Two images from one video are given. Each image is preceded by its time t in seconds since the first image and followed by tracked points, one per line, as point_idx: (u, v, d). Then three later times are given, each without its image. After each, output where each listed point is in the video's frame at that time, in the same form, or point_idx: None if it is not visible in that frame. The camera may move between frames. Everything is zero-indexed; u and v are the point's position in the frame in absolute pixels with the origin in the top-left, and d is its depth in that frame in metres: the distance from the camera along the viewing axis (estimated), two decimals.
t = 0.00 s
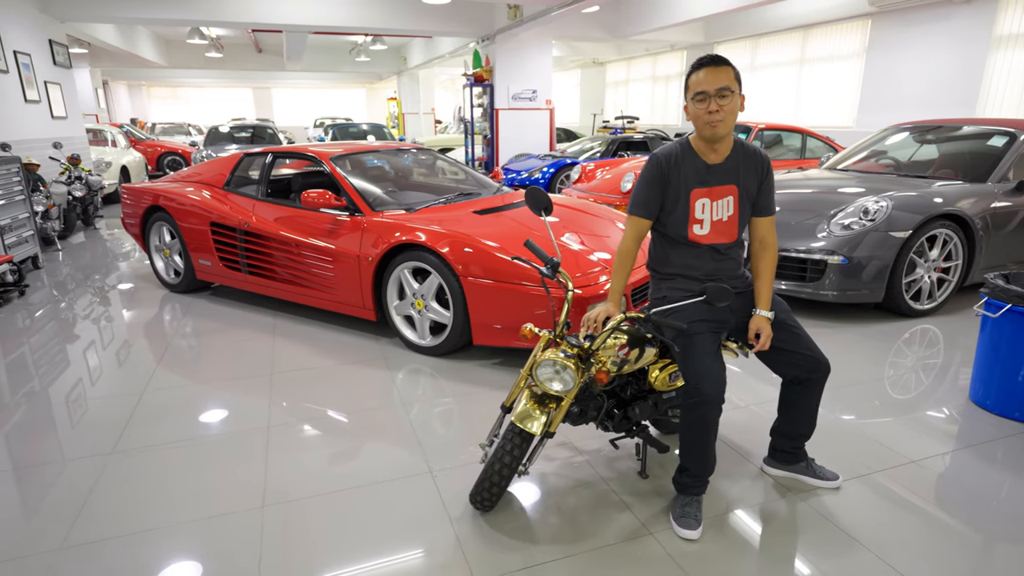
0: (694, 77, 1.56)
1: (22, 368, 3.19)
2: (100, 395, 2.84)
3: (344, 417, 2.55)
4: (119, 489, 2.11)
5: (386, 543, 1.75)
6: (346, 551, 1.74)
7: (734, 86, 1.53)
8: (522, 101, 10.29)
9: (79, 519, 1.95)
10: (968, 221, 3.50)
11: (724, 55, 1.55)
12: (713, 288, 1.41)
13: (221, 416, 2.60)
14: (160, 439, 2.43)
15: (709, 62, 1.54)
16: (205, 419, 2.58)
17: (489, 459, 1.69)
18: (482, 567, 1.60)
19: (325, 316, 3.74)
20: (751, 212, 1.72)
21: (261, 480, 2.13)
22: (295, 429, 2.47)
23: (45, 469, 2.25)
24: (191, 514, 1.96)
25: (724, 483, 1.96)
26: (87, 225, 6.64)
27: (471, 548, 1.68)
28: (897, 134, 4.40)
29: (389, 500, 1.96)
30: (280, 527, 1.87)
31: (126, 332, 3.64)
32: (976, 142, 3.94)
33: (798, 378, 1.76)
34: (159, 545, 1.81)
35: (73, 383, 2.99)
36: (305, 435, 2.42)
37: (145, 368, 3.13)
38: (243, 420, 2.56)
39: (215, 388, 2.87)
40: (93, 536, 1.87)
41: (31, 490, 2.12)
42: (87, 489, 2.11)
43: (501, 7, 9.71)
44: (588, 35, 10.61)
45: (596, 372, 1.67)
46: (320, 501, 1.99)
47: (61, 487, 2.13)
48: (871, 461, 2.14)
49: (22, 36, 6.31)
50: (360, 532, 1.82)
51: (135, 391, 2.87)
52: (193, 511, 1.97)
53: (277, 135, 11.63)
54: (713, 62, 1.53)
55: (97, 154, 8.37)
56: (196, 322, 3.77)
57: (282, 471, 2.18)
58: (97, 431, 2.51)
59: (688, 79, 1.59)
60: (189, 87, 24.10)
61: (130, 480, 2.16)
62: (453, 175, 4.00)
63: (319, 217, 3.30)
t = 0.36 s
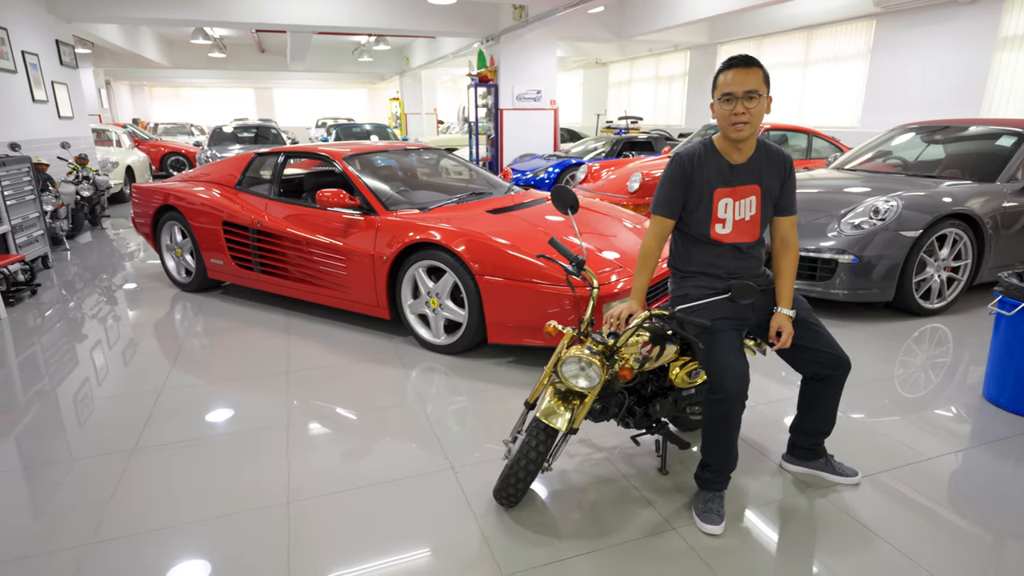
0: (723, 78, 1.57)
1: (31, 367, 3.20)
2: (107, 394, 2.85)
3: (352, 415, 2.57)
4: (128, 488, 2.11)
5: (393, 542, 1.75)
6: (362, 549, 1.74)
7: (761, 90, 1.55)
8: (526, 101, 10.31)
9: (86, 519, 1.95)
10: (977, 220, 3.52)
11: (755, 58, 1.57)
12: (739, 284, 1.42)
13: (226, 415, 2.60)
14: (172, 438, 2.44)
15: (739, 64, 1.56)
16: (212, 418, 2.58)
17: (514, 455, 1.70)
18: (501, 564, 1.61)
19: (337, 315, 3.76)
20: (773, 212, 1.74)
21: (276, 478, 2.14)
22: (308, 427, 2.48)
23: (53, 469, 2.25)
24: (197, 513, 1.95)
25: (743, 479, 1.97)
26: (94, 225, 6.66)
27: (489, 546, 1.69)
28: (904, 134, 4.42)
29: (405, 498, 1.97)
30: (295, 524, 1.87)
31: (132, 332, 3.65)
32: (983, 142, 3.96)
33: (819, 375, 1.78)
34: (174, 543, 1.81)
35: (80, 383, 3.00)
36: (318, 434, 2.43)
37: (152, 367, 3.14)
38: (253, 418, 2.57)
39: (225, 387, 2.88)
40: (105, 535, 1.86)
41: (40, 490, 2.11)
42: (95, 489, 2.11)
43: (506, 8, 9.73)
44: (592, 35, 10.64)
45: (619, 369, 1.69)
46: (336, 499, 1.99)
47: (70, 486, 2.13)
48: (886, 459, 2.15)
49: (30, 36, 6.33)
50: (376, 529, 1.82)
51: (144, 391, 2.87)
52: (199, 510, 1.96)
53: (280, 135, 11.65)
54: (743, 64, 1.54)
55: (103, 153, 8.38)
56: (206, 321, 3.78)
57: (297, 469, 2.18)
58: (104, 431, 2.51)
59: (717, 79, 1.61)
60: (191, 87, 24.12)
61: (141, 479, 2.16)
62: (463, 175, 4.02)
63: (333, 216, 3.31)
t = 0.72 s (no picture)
0: (744, 78, 1.58)
1: (37, 367, 3.20)
2: (110, 394, 2.85)
3: (359, 412, 2.60)
4: (134, 488, 2.11)
5: (395, 541, 1.76)
6: (375, 546, 1.76)
7: (781, 94, 1.56)
8: (529, 101, 10.34)
9: (90, 518, 1.95)
10: (982, 219, 3.54)
11: (778, 61, 1.58)
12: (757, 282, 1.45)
13: (229, 415, 2.60)
14: (181, 437, 2.45)
15: (761, 66, 1.57)
16: (215, 418, 2.58)
17: (534, 452, 1.73)
18: (519, 559, 1.63)
19: (346, 314, 3.78)
20: (789, 210, 1.76)
21: (288, 476, 2.15)
22: (319, 426, 2.50)
23: (59, 468, 2.25)
24: (202, 513, 1.96)
25: (758, 474, 2.00)
26: (98, 225, 6.67)
27: (505, 542, 1.71)
28: (906, 134, 4.45)
29: (418, 496, 1.99)
30: (308, 523, 1.88)
31: (134, 332, 3.65)
32: (987, 142, 3.99)
33: (834, 371, 1.80)
34: (188, 540, 1.82)
35: (83, 383, 3.00)
36: (329, 432, 2.44)
37: (156, 367, 3.14)
38: (260, 417, 2.58)
39: (233, 386, 2.89)
40: (114, 534, 1.87)
41: (46, 490, 2.11)
42: (101, 488, 2.11)
43: (508, 8, 9.76)
44: (594, 36, 10.67)
45: (636, 365, 1.71)
46: (350, 497, 2.01)
47: (77, 485, 2.13)
48: (897, 455, 2.18)
49: (35, 36, 6.34)
50: (392, 526, 1.85)
51: (150, 390, 2.88)
52: (203, 510, 1.97)
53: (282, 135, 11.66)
54: (765, 67, 1.55)
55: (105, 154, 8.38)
56: (214, 320, 3.79)
57: (309, 467, 2.20)
58: (110, 431, 2.52)
59: (737, 79, 1.62)
60: (191, 87, 24.11)
61: (151, 478, 2.16)
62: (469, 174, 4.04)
63: (343, 216, 3.33)
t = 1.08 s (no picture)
0: (753, 79, 1.61)
1: (39, 368, 3.20)
2: (110, 395, 2.85)
3: (360, 411, 2.62)
4: (137, 487, 2.11)
5: (397, 541, 1.78)
6: (383, 545, 1.77)
7: (790, 93, 1.59)
8: (528, 101, 10.37)
9: (93, 518, 1.95)
10: (981, 217, 3.59)
11: (787, 60, 1.60)
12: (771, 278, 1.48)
13: (229, 416, 2.60)
14: (186, 436, 2.45)
15: (770, 66, 1.59)
16: (216, 419, 2.58)
17: (550, 447, 1.75)
18: (532, 554, 1.66)
19: (351, 313, 3.80)
20: (799, 209, 1.79)
21: (296, 475, 2.16)
22: (324, 425, 2.51)
23: (60, 469, 2.24)
24: (204, 513, 1.96)
25: (767, 468, 2.03)
26: (98, 225, 6.66)
27: (516, 538, 1.73)
28: (905, 134, 4.49)
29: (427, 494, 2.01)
30: (318, 521, 1.90)
31: (133, 333, 3.65)
32: (985, 141, 4.04)
33: (842, 367, 1.84)
34: (195, 540, 1.83)
35: (83, 384, 2.99)
36: (336, 432, 2.46)
37: (156, 368, 3.14)
38: (266, 416, 2.59)
39: (238, 386, 2.90)
40: (119, 534, 1.87)
41: (49, 490, 2.11)
42: (104, 489, 2.11)
43: (507, 8, 9.79)
44: (592, 36, 10.71)
45: (650, 362, 1.74)
46: (360, 496, 2.03)
47: (80, 485, 2.13)
48: (902, 450, 2.21)
49: (35, 37, 6.32)
50: (401, 524, 1.86)
51: (153, 390, 2.88)
52: (205, 510, 1.97)
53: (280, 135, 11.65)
54: (773, 68, 1.58)
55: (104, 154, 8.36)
56: (219, 320, 3.80)
57: (317, 466, 2.21)
58: (111, 431, 2.51)
59: (747, 79, 1.65)
60: (187, 87, 24.03)
61: (158, 477, 2.17)
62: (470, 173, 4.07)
63: (350, 216, 3.34)
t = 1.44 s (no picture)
0: (773, 73, 1.64)
1: (35, 369, 3.18)
2: (106, 396, 2.83)
3: (360, 409, 2.61)
4: (140, 487, 2.10)
5: (405, 539, 1.78)
6: (392, 543, 1.77)
7: (805, 92, 1.61)
8: (524, 101, 10.36)
9: (94, 519, 1.94)
10: (979, 215, 3.62)
11: (808, 61, 1.63)
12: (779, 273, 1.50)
13: (228, 416, 2.60)
14: (188, 436, 2.44)
15: (791, 63, 1.62)
16: (213, 419, 2.57)
17: (559, 443, 1.76)
18: (544, 550, 1.67)
19: (352, 312, 3.79)
20: (807, 206, 1.81)
21: (300, 474, 2.16)
22: (325, 424, 2.50)
23: (62, 469, 2.23)
24: (206, 513, 1.95)
25: (773, 463, 2.05)
26: (93, 226, 6.62)
27: (525, 536, 1.73)
28: (901, 133, 4.53)
29: (434, 491, 2.01)
30: (323, 520, 1.89)
31: (129, 333, 3.63)
32: (981, 139, 4.07)
33: (847, 362, 1.85)
34: (202, 539, 1.82)
35: (78, 385, 2.97)
36: (340, 430, 2.45)
37: (154, 367, 3.13)
38: (268, 416, 2.58)
39: (239, 385, 2.89)
40: (123, 535, 1.86)
41: (48, 491, 2.10)
42: (105, 489, 2.09)
43: (503, 8, 9.80)
44: (588, 35, 10.74)
45: (659, 357, 1.74)
46: (368, 493, 2.03)
47: (80, 486, 2.12)
48: (906, 445, 2.23)
49: (29, 35, 6.28)
50: (409, 521, 1.87)
51: (153, 391, 2.86)
52: (207, 510, 1.96)
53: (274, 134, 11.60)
54: (795, 64, 1.61)
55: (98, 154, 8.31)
56: (218, 320, 3.78)
57: (322, 465, 2.21)
58: (109, 432, 2.50)
59: (768, 74, 1.67)
60: (179, 87, 23.89)
61: (159, 477, 2.16)
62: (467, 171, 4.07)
63: (352, 214, 3.34)
